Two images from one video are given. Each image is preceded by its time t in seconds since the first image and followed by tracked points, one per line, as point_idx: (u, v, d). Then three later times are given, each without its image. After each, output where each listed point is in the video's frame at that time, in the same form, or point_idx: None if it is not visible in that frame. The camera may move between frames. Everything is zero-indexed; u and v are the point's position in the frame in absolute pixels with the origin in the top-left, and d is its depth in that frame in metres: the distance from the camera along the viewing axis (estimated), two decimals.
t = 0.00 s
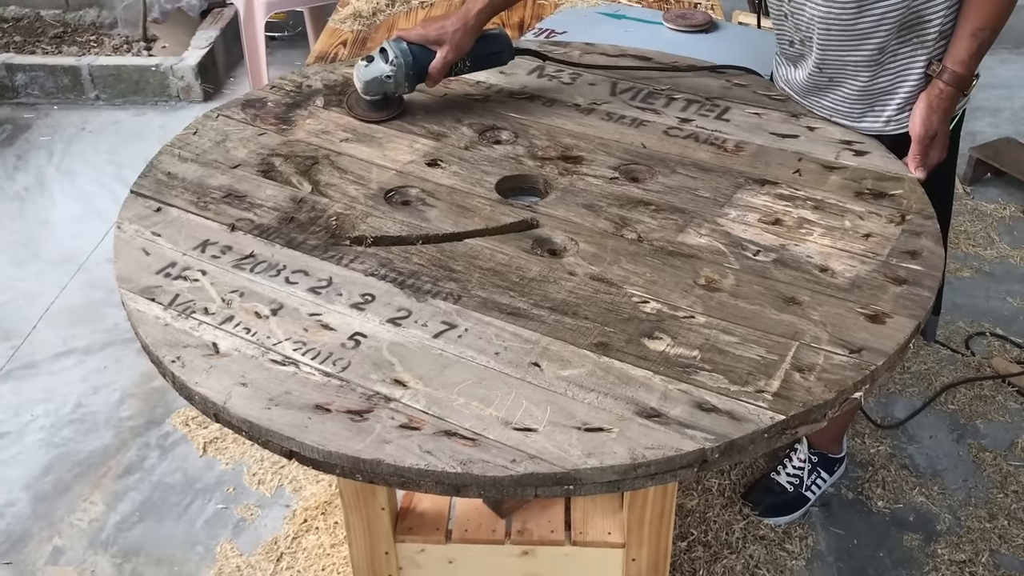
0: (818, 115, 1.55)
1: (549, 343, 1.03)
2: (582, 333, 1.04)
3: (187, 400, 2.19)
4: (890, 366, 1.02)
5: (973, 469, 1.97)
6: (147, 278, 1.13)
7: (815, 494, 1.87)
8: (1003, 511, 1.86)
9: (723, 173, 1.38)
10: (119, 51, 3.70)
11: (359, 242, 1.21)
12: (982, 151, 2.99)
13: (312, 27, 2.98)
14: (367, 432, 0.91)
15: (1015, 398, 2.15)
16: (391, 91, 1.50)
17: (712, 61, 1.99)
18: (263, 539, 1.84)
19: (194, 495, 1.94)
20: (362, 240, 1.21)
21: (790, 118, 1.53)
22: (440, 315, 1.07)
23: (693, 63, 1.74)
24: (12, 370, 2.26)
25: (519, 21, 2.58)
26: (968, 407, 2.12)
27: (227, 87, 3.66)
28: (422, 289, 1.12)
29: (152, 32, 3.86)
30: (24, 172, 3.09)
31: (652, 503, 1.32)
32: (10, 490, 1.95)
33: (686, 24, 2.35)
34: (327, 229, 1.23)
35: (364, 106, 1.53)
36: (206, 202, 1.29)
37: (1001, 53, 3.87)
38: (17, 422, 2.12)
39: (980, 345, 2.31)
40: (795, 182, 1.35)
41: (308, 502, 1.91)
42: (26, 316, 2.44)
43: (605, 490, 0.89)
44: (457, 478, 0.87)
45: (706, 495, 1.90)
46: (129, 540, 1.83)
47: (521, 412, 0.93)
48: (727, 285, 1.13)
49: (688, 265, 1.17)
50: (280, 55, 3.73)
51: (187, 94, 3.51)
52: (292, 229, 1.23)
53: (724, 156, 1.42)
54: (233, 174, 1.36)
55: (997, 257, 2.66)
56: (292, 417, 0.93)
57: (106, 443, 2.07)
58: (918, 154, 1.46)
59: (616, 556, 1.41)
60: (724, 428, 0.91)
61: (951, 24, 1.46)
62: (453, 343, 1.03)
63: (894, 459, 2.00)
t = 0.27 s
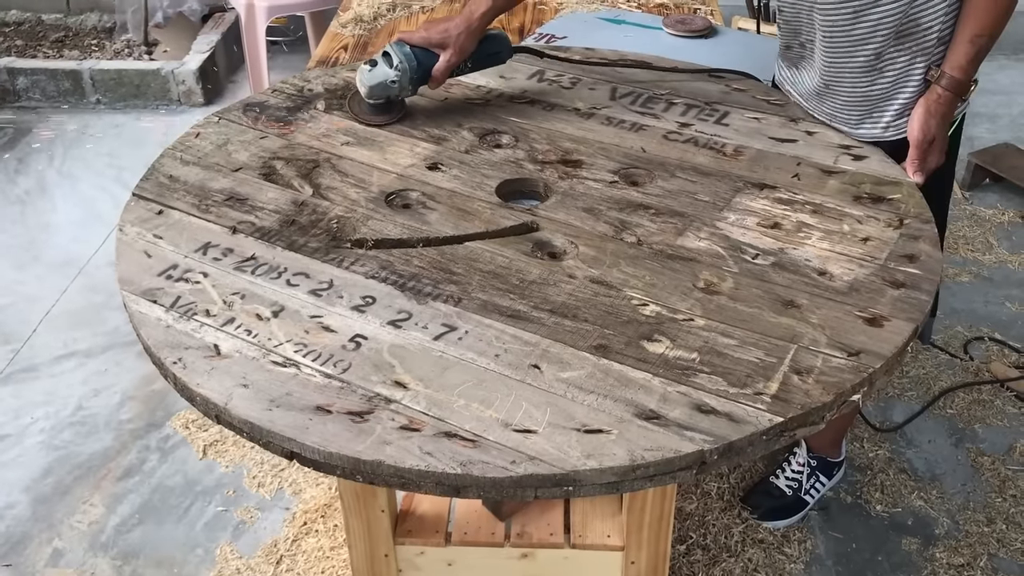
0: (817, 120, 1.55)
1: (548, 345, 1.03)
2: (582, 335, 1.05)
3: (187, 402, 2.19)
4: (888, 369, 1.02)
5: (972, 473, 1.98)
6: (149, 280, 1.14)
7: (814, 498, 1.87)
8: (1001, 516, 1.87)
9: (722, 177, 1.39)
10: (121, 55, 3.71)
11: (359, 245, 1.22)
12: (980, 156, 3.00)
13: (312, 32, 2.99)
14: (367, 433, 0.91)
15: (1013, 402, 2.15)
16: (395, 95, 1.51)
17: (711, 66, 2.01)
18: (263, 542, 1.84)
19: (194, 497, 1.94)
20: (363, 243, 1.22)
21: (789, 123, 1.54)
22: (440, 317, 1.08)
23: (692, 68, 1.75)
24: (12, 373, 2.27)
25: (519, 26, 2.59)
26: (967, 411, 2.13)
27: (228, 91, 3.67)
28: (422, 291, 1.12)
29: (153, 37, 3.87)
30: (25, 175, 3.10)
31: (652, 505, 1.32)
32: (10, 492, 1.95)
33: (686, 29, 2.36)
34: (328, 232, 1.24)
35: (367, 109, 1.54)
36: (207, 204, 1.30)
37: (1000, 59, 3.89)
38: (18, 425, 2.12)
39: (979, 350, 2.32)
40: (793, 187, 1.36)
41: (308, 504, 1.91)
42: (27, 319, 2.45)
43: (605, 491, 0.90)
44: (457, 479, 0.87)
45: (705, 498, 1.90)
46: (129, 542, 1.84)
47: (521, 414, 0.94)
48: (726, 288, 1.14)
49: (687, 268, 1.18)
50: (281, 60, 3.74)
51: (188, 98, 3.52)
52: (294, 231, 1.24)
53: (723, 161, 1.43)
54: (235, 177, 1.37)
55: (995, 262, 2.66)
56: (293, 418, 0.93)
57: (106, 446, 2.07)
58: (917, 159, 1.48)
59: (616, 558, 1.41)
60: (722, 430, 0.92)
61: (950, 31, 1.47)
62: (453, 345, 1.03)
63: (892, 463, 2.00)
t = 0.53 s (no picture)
0: (817, 121, 1.56)
1: (550, 345, 1.04)
2: (583, 335, 1.05)
3: (190, 404, 2.20)
4: (887, 369, 1.03)
5: (972, 474, 1.98)
6: (152, 281, 1.15)
7: (815, 498, 1.88)
8: (1002, 516, 1.87)
9: (723, 178, 1.39)
10: (123, 58, 3.72)
11: (362, 246, 1.22)
12: (980, 158, 3.01)
13: (314, 35, 3.00)
14: (370, 433, 0.92)
15: (1014, 403, 2.16)
16: (433, 104, 1.49)
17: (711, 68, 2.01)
18: (265, 543, 1.84)
19: (196, 499, 1.95)
20: (365, 244, 1.23)
21: (789, 125, 1.55)
22: (442, 318, 1.08)
23: (693, 70, 1.75)
24: (15, 375, 2.27)
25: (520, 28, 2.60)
26: (967, 412, 2.13)
27: (229, 94, 3.68)
28: (424, 292, 1.13)
29: (155, 40, 3.89)
30: (27, 179, 3.11)
31: (653, 506, 1.32)
32: (13, 494, 1.96)
33: (686, 32, 2.37)
34: (331, 233, 1.25)
35: (404, 124, 1.51)
36: (210, 206, 1.30)
37: (1000, 61, 3.89)
38: (21, 427, 2.13)
39: (979, 351, 2.32)
40: (794, 188, 1.36)
41: (310, 506, 1.92)
42: (30, 321, 2.46)
43: (606, 490, 0.90)
44: (459, 479, 0.88)
45: (706, 499, 1.90)
46: (132, 544, 1.84)
47: (523, 413, 0.94)
48: (726, 288, 1.14)
49: (688, 268, 1.18)
50: (282, 64, 3.75)
51: (190, 101, 3.53)
52: (296, 233, 1.25)
53: (724, 162, 1.44)
54: (237, 179, 1.37)
55: (996, 263, 2.67)
56: (297, 418, 0.94)
57: (109, 447, 2.08)
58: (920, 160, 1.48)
59: (617, 559, 1.42)
60: (723, 429, 0.92)
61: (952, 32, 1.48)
62: (455, 345, 1.04)
63: (894, 464, 2.00)
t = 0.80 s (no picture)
0: (818, 121, 1.56)
1: (551, 344, 1.04)
2: (583, 335, 1.06)
3: (192, 405, 2.21)
4: (887, 367, 1.03)
5: (973, 473, 1.98)
6: (154, 281, 1.15)
7: (816, 497, 1.88)
8: (1003, 516, 1.87)
9: (723, 179, 1.40)
10: (125, 60, 3.73)
11: (363, 246, 1.23)
12: (981, 158, 3.01)
13: (315, 36, 3.00)
14: (372, 432, 0.93)
15: (1015, 403, 2.16)
16: (589, 126, 1.41)
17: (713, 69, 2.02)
18: (268, 543, 1.85)
19: (198, 499, 1.95)
20: (367, 244, 1.23)
21: (789, 125, 1.55)
22: (443, 317, 1.09)
23: (693, 70, 1.76)
24: (19, 376, 2.28)
25: (522, 29, 2.60)
26: (968, 412, 2.14)
27: (231, 96, 3.69)
28: (425, 292, 1.13)
29: (157, 42, 3.90)
30: (30, 180, 3.12)
31: (654, 505, 1.33)
32: (17, 494, 1.97)
33: (687, 33, 2.38)
34: (333, 233, 1.25)
35: (553, 152, 1.45)
36: (212, 207, 1.31)
37: (1000, 61, 3.89)
38: (24, 427, 2.14)
39: (980, 350, 2.32)
40: (793, 188, 1.37)
41: (312, 506, 1.92)
42: (33, 322, 2.46)
43: (606, 488, 0.91)
44: (461, 477, 0.88)
45: (707, 499, 1.91)
46: (135, 544, 1.85)
47: (524, 412, 0.95)
48: (726, 288, 1.15)
49: (688, 268, 1.19)
50: (284, 65, 3.76)
51: (192, 103, 3.54)
52: (298, 233, 1.25)
53: (724, 162, 1.44)
54: (240, 180, 1.38)
55: (997, 263, 2.67)
56: (299, 417, 0.94)
57: (112, 448, 2.08)
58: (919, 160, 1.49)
59: (618, 558, 1.42)
60: (723, 428, 0.93)
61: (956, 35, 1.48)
62: (456, 345, 1.05)
63: (895, 463, 2.01)
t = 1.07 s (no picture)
0: (811, 121, 1.56)
1: (545, 344, 1.04)
2: (578, 335, 1.06)
3: (186, 407, 2.20)
4: (881, 367, 1.03)
5: (967, 473, 1.99)
6: (146, 282, 1.15)
7: (810, 497, 1.88)
8: (997, 515, 1.88)
9: (717, 178, 1.40)
10: (118, 61, 3.72)
11: (357, 247, 1.22)
12: (974, 158, 3.02)
13: (309, 36, 2.99)
14: (366, 433, 0.92)
15: (1008, 402, 2.17)
16: (675, 120, 1.41)
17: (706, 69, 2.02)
18: (261, 545, 1.84)
19: (192, 501, 1.95)
20: (360, 245, 1.23)
21: (783, 125, 1.56)
22: (438, 318, 1.09)
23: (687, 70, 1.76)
24: (11, 378, 2.27)
25: (515, 30, 2.60)
26: (962, 411, 2.14)
27: (224, 96, 3.67)
28: (420, 292, 1.13)
29: (150, 43, 3.89)
30: (22, 181, 3.10)
31: (648, 506, 1.33)
32: (9, 496, 1.96)
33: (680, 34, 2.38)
34: (326, 234, 1.25)
35: (641, 149, 1.44)
36: (205, 207, 1.30)
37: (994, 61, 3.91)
38: (17, 429, 2.13)
39: (974, 350, 2.33)
40: (787, 188, 1.37)
41: (306, 507, 1.92)
42: (25, 324, 2.45)
43: (601, 489, 0.90)
44: (455, 478, 0.88)
45: (702, 499, 1.91)
46: (128, 546, 1.84)
47: (518, 412, 0.95)
48: (720, 288, 1.15)
49: (682, 268, 1.18)
50: (278, 66, 3.75)
51: (184, 104, 3.53)
52: (291, 234, 1.25)
53: (718, 162, 1.44)
54: (232, 181, 1.37)
55: (990, 263, 2.68)
56: (292, 418, 0.94)
57: (105, 450, 2.07)
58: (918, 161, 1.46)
59: (613, 559, 1.42)
60: (717, 428, 0.93)
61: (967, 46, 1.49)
62: (450, 345, 1.04)
63: (889, 463, 2.01)
